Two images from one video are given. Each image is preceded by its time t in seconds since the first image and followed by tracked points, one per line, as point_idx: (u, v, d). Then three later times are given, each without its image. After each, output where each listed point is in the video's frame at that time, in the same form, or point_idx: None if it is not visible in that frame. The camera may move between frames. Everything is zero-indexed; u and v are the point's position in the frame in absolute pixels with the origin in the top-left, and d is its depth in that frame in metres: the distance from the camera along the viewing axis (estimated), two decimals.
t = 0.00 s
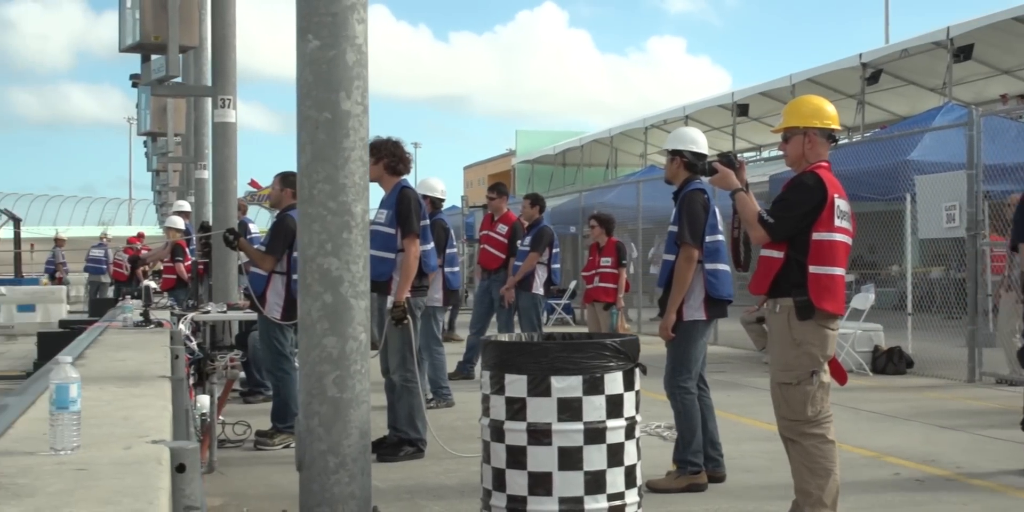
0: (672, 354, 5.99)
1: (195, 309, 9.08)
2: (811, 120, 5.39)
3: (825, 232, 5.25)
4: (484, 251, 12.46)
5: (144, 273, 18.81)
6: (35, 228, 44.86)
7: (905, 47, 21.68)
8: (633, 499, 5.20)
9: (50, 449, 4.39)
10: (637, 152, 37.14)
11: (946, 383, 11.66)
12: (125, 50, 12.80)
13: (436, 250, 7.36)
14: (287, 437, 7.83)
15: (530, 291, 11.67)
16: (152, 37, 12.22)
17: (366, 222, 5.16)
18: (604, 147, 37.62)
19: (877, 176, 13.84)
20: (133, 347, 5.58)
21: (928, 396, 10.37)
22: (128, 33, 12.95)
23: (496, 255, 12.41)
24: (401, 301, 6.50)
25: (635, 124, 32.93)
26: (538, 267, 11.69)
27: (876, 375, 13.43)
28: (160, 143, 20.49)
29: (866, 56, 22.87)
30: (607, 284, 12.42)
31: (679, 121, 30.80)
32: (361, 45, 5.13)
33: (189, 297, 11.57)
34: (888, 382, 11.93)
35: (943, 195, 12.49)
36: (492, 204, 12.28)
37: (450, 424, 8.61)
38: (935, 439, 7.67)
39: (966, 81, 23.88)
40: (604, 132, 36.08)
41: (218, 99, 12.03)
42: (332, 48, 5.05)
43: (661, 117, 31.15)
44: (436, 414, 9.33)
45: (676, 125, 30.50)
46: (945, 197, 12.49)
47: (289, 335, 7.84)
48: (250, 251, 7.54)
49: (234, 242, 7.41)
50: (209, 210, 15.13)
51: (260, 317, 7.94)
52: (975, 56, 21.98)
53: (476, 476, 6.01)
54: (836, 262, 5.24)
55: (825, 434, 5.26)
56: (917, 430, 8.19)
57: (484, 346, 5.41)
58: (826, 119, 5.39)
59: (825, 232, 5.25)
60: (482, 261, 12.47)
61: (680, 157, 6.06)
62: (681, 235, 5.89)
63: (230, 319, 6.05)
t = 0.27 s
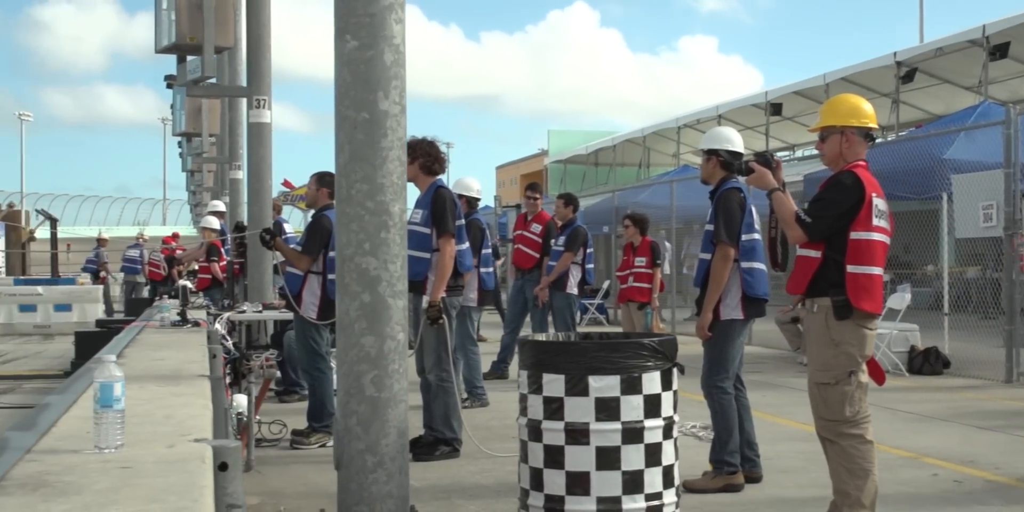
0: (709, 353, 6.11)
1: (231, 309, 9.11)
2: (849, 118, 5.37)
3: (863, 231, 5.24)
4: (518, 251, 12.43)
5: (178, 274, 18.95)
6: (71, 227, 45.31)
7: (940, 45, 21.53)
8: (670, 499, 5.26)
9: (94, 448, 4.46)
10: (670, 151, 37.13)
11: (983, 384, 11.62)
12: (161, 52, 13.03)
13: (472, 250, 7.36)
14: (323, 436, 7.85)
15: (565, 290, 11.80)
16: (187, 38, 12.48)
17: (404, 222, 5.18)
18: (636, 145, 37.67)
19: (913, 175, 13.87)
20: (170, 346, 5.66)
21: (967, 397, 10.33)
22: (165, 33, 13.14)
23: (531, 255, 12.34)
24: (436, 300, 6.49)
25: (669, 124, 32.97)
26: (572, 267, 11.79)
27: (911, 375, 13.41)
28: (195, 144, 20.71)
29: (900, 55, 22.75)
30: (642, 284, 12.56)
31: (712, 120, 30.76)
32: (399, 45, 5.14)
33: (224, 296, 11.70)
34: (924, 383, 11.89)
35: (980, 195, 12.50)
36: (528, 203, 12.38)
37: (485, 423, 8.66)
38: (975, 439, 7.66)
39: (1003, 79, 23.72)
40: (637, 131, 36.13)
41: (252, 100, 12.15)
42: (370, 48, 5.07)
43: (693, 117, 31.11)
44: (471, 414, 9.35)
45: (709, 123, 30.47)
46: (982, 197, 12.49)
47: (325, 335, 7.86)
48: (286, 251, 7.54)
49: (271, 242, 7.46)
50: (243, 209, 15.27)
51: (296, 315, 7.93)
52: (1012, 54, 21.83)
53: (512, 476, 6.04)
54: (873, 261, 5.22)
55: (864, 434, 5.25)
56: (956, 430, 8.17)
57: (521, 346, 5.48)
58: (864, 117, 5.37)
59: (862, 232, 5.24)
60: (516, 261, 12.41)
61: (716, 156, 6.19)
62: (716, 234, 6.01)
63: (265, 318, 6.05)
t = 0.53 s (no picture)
0: (751, 351, 6.24)
1: (269, 310, 9.20)
2: (889, 118, 5.35)
3: (903, 231, 5.21)
4: (556, 252, 12.53)
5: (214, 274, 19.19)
6: (112, 228, 45.92)
7: (979, 44, 21.35)
8: (710, 499, 5.30)
9: (140, 446, 4.55)
10: (706, 151, 37.06)
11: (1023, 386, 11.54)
12: (198, 53, 13.12)
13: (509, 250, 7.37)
14: (361, 436, 7.91)
15: (602, 291, 11.75)
16: (226, 39, 12.53)
17: (444, 222, 5.24)
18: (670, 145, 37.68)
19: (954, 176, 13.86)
20: (209, 347, 5.75)
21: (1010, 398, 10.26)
22: (201, 34, 13.25)
23: (568, 256, 12.46)
24: (474, 300, 6.52)
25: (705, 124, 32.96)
26: (610, 268, 11.74)
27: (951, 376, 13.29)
28: (232, 145, 21.01)
29: (939, 54, 22.59)
30: (678, 285, 12.59)
31: (747, 120, 30.69)
32: (438, 46, 5.19)
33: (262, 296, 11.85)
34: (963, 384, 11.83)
35: (1019, 196, 12.47)
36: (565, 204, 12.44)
37: (522, 423, 8.71)
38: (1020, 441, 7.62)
39: None
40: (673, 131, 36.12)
41: (290, 101, 12.30)
42: (410, 48, 5.13)
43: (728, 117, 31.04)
44: (508, 414, 9.37)
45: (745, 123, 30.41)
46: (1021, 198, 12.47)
47: (363, 335, 7.89)
48: (324, 251, 7.62)
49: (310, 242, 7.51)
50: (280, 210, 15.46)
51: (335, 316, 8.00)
52: None
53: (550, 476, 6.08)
54: (914, 261, 5.20)
55: (905, 435, 5.22)
56: (999, 432, 8.13)
57: (560, 347, 5.54)
58: (904, 117, 5.34)
59: (903, 231, 5.21)
60: (553, 261, 12.52)
61: (754, 154, 6.35)
62: (754, 232, 6.13)
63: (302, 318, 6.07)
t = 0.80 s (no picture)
0: (795, 350, 6.31)
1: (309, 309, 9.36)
2: (931, 116, 5.39)
3: (946, 230, 5.25)
4: (593, 251, 12.47)
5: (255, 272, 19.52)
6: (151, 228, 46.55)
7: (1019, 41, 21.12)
8: (751, 499, 5.34)
9: (187, 443, 4.61)
10: (743, 151, 36.96)
11: None
12: (238, 54, 13.72)
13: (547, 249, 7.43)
14: (400, 435, 7.98)
15: (639, 290, 11.74)
16: (265, 40, 13.17)
17: (484, 221, 5.30)
18: (707, 145, 37.67)
19: (995, 174, 13.69)
20: (249, 346, 5.84)
21: None
22: (242, 36, 13.84)
23: (605, 255, 12.39)
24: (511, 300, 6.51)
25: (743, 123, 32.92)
26: (647, 267, 11.76)
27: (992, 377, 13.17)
28: (270, 145, 21.32)
29: (979, 51, 22.39)
30: (716, 284, 12.88)
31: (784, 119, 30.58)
32: (479, 46, 5.25)
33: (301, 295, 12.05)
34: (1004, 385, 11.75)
35: None
36: (601, 204, 12.45)
37: (561, 422, 8.76)
38: None
39: None
40: (710, 131, 36.07)
41: (328, 101, 12.60)
42: (451, 49, 5.19)
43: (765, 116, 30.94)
44: (546, 414, 9.39)
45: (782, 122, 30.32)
46: None
47: (403, 335, 7.92)
48: (363, 250, 7.74)
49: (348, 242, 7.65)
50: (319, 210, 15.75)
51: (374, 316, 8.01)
52: None
53: (590, 475, 6.12)
54: (957, 260, 5.23)
55: (948, 435, 5.24)
56: None
57: (601, 346, 5.60)
58: (947, 115, 5.38)
59: (946, 230, 5.25)
60: (590, 260, 12.52)
61: (795, 152, 6.49)
62: (794, 232, 6.21)
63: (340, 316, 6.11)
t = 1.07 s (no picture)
0: (842, 349, 6.36)
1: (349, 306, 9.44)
2: (975, 113, 5.33)
3: (989, 227, 5.22)
4: (632, 249, 12.48)
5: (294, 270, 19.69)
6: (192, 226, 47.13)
7: None
8: (793, 498, 5.32)
9: (232, 440, 4.65)
10: (781, 148, 36.76)
11: None
12: (277, 53, 13.84)
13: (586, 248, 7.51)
14: (439, 432, 8.00)
15: (679, 288, 11.83)
16: (304, 39, 13.23)
17: (525, 219, 5.32)
18: (745, 142, 37.53)
19: None
20: (290, 344, 5.90)
21: None
22: (281, 34, 13.97)
23: (643, 254, 12.37)
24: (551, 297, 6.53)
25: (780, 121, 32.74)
26: (686, 264, 11.82)
27: None
28: (309, 144, 21.58)
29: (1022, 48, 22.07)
30: (755, 282, 12.96)
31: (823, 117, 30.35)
32: (519, 44, 5.27)
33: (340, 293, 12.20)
34: None
35: None
36: (638, 201, 12.37)
37: (600, 420, 8.76)
38: None
39: None
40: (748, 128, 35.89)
41: (367, 100, 12.72)
42: (491, 47, 5.21)
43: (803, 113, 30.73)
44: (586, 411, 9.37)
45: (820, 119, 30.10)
46: None
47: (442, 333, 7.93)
48: (402, 249, 7.81)
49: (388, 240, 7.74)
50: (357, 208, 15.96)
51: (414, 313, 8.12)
52: None
53: (632, 473, 6.12)
54: (1001, 258, 5.19)
55: (991, 435, 5.21)
56: None
57: (641, 344, 5.60)
58: (990, 112, 5.32)
59: (989, 228, 5.22)
60: (630, 259, 12.49)
61: (841, 148, 6.52)
62: (846, 231, 6.24)
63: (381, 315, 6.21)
